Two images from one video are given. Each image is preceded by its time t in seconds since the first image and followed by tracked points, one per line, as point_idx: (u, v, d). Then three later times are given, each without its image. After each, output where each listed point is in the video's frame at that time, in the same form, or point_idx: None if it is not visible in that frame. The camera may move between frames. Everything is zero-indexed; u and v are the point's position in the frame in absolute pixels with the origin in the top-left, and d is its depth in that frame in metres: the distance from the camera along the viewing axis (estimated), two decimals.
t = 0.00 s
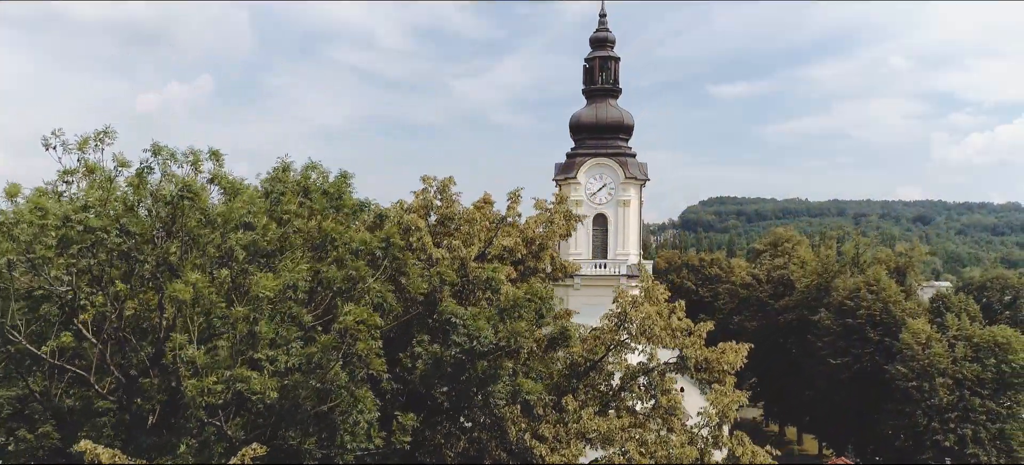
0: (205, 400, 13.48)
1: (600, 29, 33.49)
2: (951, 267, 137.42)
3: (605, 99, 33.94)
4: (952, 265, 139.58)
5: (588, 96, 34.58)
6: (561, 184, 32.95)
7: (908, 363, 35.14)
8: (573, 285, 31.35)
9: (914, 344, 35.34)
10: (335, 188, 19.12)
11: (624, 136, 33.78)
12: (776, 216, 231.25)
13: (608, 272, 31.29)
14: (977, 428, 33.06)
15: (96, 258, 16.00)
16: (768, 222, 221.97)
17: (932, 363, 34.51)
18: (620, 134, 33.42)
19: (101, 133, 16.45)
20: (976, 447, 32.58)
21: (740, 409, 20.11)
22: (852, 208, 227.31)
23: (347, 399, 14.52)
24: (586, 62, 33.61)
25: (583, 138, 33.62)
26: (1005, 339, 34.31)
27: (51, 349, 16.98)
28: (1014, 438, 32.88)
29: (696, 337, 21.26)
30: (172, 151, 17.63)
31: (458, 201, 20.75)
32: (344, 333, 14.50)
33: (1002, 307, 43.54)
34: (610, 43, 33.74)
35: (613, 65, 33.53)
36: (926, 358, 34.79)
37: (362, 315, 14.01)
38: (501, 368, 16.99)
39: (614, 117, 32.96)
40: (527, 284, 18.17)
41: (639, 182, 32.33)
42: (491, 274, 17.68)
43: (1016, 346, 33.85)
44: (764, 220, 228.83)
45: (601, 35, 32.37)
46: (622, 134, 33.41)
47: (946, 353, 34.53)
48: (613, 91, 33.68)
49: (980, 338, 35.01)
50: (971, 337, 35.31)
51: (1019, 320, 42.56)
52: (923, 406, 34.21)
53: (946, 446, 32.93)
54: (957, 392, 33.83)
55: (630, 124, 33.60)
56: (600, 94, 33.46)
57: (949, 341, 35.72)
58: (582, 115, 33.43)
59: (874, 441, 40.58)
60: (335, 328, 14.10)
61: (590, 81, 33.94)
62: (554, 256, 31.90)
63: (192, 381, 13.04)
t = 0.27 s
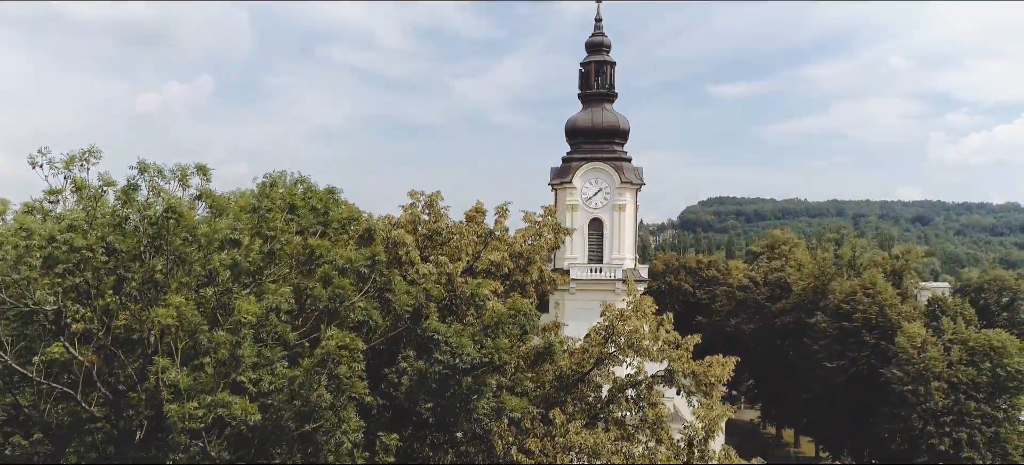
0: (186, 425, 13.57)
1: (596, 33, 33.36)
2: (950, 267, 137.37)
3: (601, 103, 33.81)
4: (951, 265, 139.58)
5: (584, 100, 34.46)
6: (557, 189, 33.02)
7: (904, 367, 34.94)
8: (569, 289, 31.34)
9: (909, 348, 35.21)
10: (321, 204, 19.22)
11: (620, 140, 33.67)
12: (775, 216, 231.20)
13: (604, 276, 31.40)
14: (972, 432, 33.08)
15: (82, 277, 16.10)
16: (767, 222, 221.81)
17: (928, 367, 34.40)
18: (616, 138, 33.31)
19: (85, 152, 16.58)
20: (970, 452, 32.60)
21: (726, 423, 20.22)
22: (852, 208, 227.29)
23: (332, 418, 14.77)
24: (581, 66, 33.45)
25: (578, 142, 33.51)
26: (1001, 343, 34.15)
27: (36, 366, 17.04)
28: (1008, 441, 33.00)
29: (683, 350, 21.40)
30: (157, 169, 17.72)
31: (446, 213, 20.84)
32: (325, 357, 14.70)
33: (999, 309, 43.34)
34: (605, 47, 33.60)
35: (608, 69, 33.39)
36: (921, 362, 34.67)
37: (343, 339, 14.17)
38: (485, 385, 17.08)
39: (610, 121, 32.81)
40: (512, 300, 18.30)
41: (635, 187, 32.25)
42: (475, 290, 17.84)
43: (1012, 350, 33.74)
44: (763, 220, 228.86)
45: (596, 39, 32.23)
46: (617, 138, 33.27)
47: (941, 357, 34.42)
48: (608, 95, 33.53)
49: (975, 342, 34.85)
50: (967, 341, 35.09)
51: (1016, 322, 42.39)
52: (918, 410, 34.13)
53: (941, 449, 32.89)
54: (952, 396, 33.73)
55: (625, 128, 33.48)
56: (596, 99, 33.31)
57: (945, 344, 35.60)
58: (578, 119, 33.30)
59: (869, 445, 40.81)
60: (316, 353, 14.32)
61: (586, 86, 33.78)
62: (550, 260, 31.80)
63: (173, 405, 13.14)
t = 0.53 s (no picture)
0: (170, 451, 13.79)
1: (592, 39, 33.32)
2: (949, 267, 137.34)
3: (596, 109, 33.76)
4: (949, 265, 139.51)
5: (579, 106, 34.35)
6: (553, 193, 32.83)
7: (899, 371, 35.00)
8: (565, 293, 31.19)
9: (905, 352, 35.22)
10: (308, 222, 19.44)
11: (615, 145, 33.60)
12: (775, 216, 231.03)
13: (600, 281, 31.24)
14: (968, 435, 33.08)
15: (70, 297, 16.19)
16: (767, 222, 221.76)
17: (923, 371, 34.33)
18: (612, 143, 33.22)
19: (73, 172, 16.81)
20: (966, 455, 32.62)
21: (712, 437, 20.34)
22: (851, 208, 227.36)
23: (319, 441, 15.01)
24: (577, 71, 33.37)
25: (574, 147, 33.41)
26: (997, 347, 34.17)
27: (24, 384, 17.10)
28: (1003, 444, 32.84)
29: (671, 364, 21.49)
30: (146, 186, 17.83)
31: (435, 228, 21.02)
32: (308, 382, 15.05)
33: (996, 311, 43.24)
34: (601, 52, 33.55)
35: (604, 75, 33.34)
36: (916, 366, 34.60)
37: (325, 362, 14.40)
38: (470, 402, 17.22)
39: (605, 126, 32.74)
40: (497, 317, 18.49)
41: (631, 192, 32.16)
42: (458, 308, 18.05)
43: (1007, 354, 33.77)
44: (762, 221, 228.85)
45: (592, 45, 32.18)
46: (613, 143, 33.17)
47: (937, 360, 34.35)
48: (604, 101, 33.47)
49: (969, 346, 34.80)
50: (962, 344, 35.03)
51: (1013, 325, 42.35)
52: (914, 414, 34.08)
53: (937, 454, 33.00)
54: (948, 400, 33.67)
55: (620, 133, 33.40)
56: (592, 104, 33.23)
57: (940, 348, 35.59)
58: (573, 125, 33.23)
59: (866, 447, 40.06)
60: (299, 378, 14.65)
61: (581, 90, 33.68)
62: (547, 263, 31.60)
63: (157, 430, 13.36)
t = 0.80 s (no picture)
0: None
1: (589, 43, 33.11)
2: (947, 268, 137.28)
3: (593, 114, 33.58)
4: (948, 265, 139.39)
5: (576, 110, 34.09)
6: (548, 198, 32.76)
7: (895, 376, 34.67)
8: (561, 299, 31.30)
9: (901, 356, 34.66)
10: (298, 241, 19.89)
11: (612, 151, 33.40)
12: (774, 217, 230.91)
13: (596, 286, 31.40)
14: (963, 439, 33.13)
15: (59, 316, 16.32)
16: (766, 223, 221.54)
17: (919, 375, 33.89)
18: (608, 149, 33.03)
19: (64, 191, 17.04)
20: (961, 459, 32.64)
21: (700, 453, 20.44)
22: (849, 208, 227.39)
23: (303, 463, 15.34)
24: (574, 75, 33.12)
25: (569, 152, 33.16)
26: (994, 352, 34.27)
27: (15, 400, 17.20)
28: (998, 449, 33.02)
29: (660, 378, 21.55)
30: (135, 204, 17.83)
31: (425, 243, 21.15)
32: (291, 407, 15.39)
33: (994, 312, 43.75)
34: (598, 57, 33.35)
35: (602, 80, 33.16)
36: (912, 370, 34.17)
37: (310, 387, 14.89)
38: (456, 421, 17.31)
39: (601, 132, 32.55)
40: (483, 335, 18.67)
41: (626, 197, 32.00)
42: (444, 326, 18.24)
43: (1003, 358, 33.94)
44: (761, 221, 228.71)
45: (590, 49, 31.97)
46: (609, 148, 32.95)
47: (933, 365, 34.14)
48: (601, 106, 33.29)
49: (966, 350, 34.84)
50: (958, 348, 35.03)
51: (1010, 327, 42.72)
52: (909, 418, 33.87)
53: (933, 457, 32.80)
54: (943, 404, 33.67)
55: (617, 139, 33.19)
56: (588, 109, 33.01)
57: (936, 352, 35.52)
58: (569, 130, 32.99)
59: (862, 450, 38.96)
60: (283, 402, 14.97)
61: (577, 95, 33.43)
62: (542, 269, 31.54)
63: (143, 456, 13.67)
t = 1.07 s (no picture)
0: None
1: (583, 47, 32.69)
2: (946, 268, 137.16)
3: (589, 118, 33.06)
4: (946, 266, 139.28)
5: (571, 115, 33.50)
6: (546, 203, 32.21)
7: (891, 379, 34.27)
8: (557, 304, 31.36)
9: (896, 361, 34.34)
10: (286, 260, 20.60)
11: (609, 156, 32.87)
12: (774, 217, 230.80)
13: (591, 291, 31.26)
14: (959, 443, 33.16)
15: (50, 337, 16.47)
16: (765, 223, 221.13)
17: (915, 380, 33.75)
18: (605, 154, 32.46)
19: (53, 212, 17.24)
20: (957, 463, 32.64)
21: None
22: (848, 208, 227.43)
23: None
24: (569, 80, 32.73)
25: (566, 158, 32.60)
26: (990, 356, 34.13)
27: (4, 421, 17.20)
28: (993, 453, 33.22)
29: (649, 392, 21.74)
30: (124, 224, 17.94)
31: (416, 258, 21.37)
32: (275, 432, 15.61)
33: (991, 314, 44.64)
34: (591, 59, 32.78)
35: (597, 84, 32.72)
36: (908, 374, 33.99)
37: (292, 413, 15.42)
38: (444, 440, 17.43)
39: (597, 137, 32.09)
40: (471, 353, 18.92)
41: (623, 203, 31.58)
42: (433, 344, 18.46)
43: (999, 362, 33.81)
44: (760, 221, 228.59)
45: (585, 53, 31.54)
46: (606, 153, 32.43)
47: (929, 369, 33.92)
48: (597, 110, 32.76)
49: (962, 354, 34.62)
50: (954, 353, 34.75)
51: (1007, 328, 43.73)
52: (905, 422, 33.77)
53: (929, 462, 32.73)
54: (939, 408, 33.57)
55: (614, 144, 32.66)
56: (584, 113, 32.46)
57: (932, 356, 35.32)
58: (565, 135, 32.45)
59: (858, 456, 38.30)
60: (266, 428, 15.37)
61: (572, 100, 32.97)
62: (537, 274, 31.59)
63: None
